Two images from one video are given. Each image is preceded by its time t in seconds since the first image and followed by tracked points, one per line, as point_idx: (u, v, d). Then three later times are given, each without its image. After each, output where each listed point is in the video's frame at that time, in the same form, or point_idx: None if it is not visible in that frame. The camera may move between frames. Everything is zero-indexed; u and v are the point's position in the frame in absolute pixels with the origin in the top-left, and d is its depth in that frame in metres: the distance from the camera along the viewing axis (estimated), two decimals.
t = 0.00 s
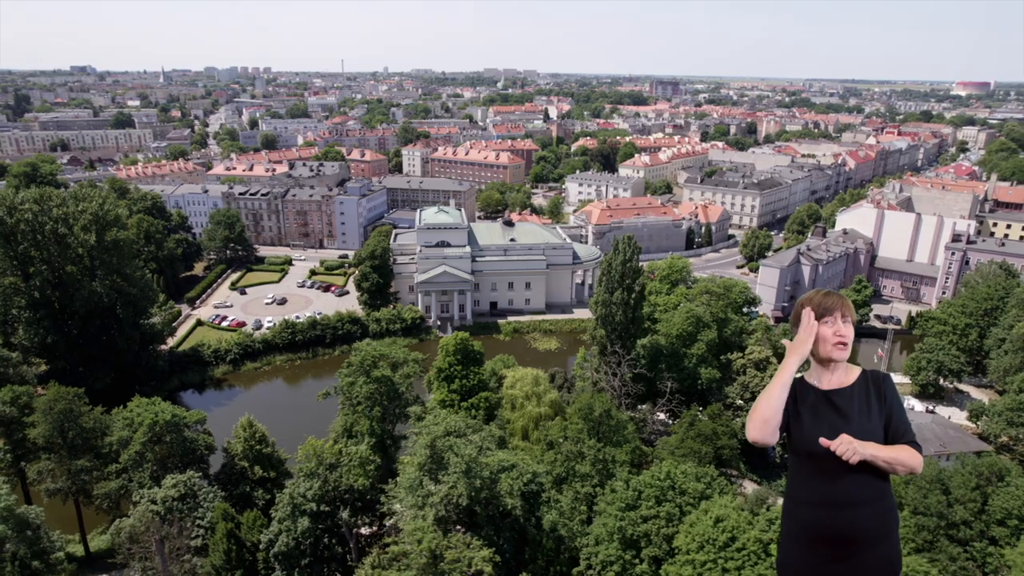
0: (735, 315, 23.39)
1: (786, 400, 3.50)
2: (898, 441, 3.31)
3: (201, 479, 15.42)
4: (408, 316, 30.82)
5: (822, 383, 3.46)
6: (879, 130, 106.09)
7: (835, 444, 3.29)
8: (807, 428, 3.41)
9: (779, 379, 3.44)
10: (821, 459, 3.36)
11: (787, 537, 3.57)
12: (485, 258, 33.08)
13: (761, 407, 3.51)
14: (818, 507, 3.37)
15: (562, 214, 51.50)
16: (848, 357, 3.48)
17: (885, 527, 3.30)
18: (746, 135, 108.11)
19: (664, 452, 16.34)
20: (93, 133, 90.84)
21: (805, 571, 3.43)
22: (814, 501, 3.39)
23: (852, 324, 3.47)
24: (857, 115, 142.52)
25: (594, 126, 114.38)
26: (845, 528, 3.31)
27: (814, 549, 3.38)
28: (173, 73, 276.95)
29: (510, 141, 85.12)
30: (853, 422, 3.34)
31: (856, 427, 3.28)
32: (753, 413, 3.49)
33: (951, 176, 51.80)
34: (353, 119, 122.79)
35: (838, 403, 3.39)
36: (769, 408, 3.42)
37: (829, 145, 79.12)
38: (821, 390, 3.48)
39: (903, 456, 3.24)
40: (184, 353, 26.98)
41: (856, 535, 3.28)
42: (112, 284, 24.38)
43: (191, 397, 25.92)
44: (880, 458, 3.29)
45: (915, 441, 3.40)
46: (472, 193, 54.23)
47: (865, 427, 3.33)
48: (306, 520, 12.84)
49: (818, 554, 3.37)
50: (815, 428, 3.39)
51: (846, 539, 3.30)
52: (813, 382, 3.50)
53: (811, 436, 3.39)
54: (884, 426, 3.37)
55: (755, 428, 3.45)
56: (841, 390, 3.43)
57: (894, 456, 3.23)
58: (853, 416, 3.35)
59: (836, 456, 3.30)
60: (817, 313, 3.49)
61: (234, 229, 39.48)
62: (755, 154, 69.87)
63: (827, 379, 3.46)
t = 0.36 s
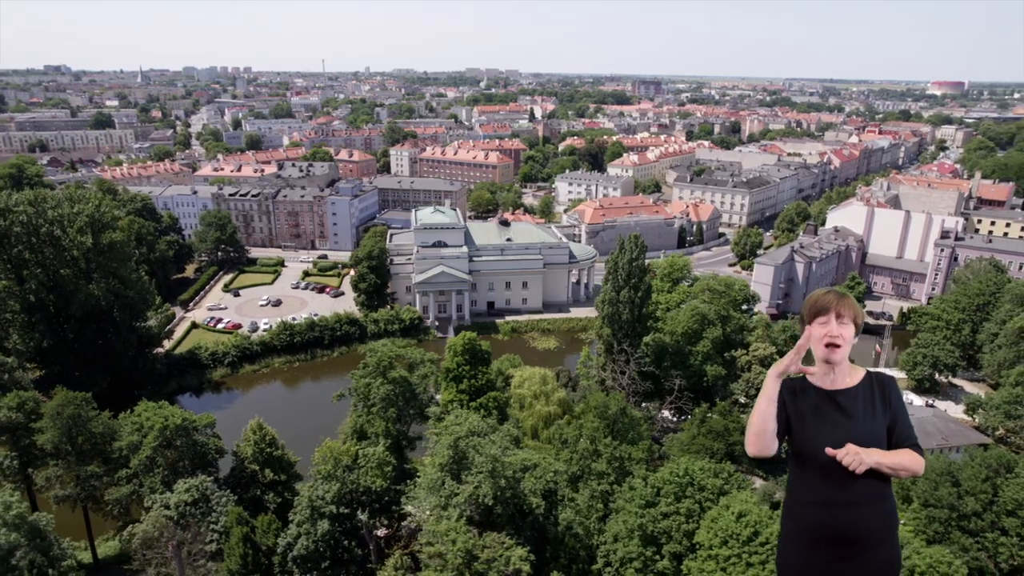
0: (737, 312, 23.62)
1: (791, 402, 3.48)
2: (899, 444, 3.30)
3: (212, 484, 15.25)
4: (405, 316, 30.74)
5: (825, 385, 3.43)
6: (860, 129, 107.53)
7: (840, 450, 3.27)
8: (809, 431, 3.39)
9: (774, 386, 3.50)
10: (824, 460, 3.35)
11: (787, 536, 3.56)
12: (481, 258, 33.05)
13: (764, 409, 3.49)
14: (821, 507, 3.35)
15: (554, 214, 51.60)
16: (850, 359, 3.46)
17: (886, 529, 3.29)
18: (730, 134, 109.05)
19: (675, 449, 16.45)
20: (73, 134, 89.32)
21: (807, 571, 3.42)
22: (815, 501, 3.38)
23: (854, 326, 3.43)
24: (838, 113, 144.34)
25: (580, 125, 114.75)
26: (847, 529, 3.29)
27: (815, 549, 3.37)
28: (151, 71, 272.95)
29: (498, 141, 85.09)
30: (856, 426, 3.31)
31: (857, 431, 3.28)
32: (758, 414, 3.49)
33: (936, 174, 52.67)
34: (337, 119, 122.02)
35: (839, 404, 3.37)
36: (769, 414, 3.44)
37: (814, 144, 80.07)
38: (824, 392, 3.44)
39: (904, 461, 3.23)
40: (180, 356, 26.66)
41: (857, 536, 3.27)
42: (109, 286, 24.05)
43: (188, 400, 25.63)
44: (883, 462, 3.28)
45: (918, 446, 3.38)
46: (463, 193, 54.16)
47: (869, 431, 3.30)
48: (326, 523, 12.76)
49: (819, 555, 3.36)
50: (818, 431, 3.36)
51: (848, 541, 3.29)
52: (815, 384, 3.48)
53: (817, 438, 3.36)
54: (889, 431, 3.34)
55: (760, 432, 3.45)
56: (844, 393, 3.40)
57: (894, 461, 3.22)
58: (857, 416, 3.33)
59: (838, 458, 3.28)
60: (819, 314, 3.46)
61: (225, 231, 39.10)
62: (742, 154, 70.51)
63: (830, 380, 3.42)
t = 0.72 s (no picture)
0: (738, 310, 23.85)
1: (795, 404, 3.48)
2: (900, 445, 3.34)
3: (225, 487, 15.07)
4: (404, 317, 30.67)
5: (830, 385, 3.43)
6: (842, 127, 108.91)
7: (842, 453, 3.30)
8: (814, 433, 3.41)
9: (794, 391, 3.41)
10: (828, 461, 3.38)
11: (787, 534, 3.63)
12: (479, 258, 33.03)
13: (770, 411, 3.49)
14: (822, 508, 3.41)
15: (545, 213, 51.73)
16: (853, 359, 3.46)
17: (886, 529, 3.37)
18: (715, 133, 109.94)
19: (687, 445, 16.57)
20: (52, 134, 87.69)
21: (808, 569, 3.49)
22: (816, 502, 3.44)
23: (858, 326, 3.42)
24: (820, 113, 146.13)
25: (566, 125, 115.03)
26: (848, 530, 3.36)
27: (815, 549, 3.44)
28: (126, 71, 268.17)
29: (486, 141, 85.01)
30: (859, 428, 3.34)
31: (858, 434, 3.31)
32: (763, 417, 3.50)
33: (920, 172, 53.53)
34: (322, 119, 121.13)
35: (843, 405, 3.39)
36: (782, 418, 3.40)
37: (798, 143, 81.00)
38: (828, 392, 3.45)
39: (904, 463, 3.28)
40: (178, 360, 26.37)
41: (857, 536, 3.34)
42: (106, 289, 23.69)
43: (185, 403, 25.40)
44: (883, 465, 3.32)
45: (917, 447, 3.43)
46: (455, 193, 54.11)
47: (871, 432, 3.34)
48: (347, 526, 12.72)
49: (820, 555, 3.43)
50: (823, 434, 3.39)
51: (848, 541, 3.36)
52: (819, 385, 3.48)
53: (820, 440, 3.39)
54: (891, 432, 3.38)
55: (764, 437, 3.45)
56: (847, 393, 3.41)
57: (895, 463, 3.26)
58: (860, 417, 3.36)
59: (840, 460, 3.32)
60: (824, 315, 3.45)
61: (217, 232, 38.70)
62: (729, 153, 71.09)
63: (837, 381, 3.43)
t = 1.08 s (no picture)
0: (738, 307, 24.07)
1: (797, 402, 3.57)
2: (899, 443, 3.42)
3: (238, 491, 14.90)
4: (402, 318, 30.58)
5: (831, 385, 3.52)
6: (825, 126, 110.26)
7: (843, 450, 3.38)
8: (813, 433, 3.50)
9: (796, 393, 3.48)
10: (830, 460, 3.46)
11: (787, 536, 3.72)
12: (476, 258, 32.97)
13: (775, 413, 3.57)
14: (822, 508, 3.49)
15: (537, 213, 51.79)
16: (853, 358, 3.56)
17: (886, 529, 3.45)
18: (700, 133, 110.73)
19: (699, 441, 16.70)
20: (31, 135, 86.06)
21: (807, 569, 3.60)
22: (817, 503, 3.52)
23: (853, 325, 3.55)
24: (801, 112, 147.79)
25: (553, 125, 115.21)
26: (846, 529, 3.44)
27: (816, 550, 3.53)
28: (103, 70, 264.08)
29: (473, 140, 84.84)
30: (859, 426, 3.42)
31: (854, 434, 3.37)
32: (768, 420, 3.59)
33: (905, 171, 54.32)
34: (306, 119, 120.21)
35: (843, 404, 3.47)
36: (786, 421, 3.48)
37: (784, 142, 81.91)
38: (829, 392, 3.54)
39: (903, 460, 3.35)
40: (175, 363, 26.04)
41: (857, 537, 3.42)
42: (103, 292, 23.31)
43: (185, 406, 25.12)
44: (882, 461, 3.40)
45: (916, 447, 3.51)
46: (446, 193, 54.00)
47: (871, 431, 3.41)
48: (368, 528, 12.68)
49: (821, 555, 3.51)
50: (824, 432, 3.47)
51: (848, 541, 3.44)
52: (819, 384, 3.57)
53: (821, 439, 3.47)
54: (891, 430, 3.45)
55: (765, 438, 3.56)
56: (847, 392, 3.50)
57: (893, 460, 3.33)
58: (859, 416, 3.44)
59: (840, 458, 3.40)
60: (823, 315, 3.58)
61: (209, 234, 38.28)
62: (716, 152, 71.60)
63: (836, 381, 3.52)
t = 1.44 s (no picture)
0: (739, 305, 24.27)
1: (795, 402, 3.41)
2: (902, 444, 3.23)
3: (251, 495, 14.76)
4: (401, 319, 30.48)
5: (830, 385, 3.36)
6: (807, 125, 111.55)
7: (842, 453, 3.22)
8: (809, 430, 3.34)
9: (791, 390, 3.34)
10: (829, 460, 3.30)
11: (787, 534, 3.55)
12: (473, 258, 32.93)
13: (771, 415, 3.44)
14: (821, 507, 3.33)
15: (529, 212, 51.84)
16: (855, 356, 3.38)
17: (885, 529, 3.30)
18: (685, 132, 111.53)
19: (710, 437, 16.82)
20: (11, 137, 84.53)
21: (806, 569, 3.44)
22: (816, 503, 3.35)
23: (854, 319, 3.35)
24: (784, 111, 149.43)
25: (539, 124, 115.41)
26: (844, 529, 3.29)
27: (815, 549, 3.38)
28: (78, 70, 259.68)
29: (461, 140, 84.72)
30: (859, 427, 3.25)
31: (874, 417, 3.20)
32: (765, 425, 3.45)
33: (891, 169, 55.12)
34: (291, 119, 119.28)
35: (842, 405, 3.30)
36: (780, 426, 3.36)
37: (769, 141, 82.77)
38: (828, 393, 3.37)
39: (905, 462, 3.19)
40: (173, 366, 25.71)
41: (857, 536, 3.27)
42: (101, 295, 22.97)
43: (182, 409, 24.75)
44: (881, 463, 3.24)
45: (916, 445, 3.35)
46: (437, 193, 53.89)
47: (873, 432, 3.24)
48: (389, 529, 12.64)
49: (819, 555, 3.37)
50: (821, 432, 3.31)
51: (849, 540, 3.29)
52: (819, 385, 3.41)
53: (818, 440, 3.32)
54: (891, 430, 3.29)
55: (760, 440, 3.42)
56: (848, 393, 3.31)
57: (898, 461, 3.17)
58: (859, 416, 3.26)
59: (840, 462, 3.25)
60: (824, 311, 3.41)
61: (201, 236, 37.91)
62: (703, 151, 72.16)
63: (836, 381, 3.36)
